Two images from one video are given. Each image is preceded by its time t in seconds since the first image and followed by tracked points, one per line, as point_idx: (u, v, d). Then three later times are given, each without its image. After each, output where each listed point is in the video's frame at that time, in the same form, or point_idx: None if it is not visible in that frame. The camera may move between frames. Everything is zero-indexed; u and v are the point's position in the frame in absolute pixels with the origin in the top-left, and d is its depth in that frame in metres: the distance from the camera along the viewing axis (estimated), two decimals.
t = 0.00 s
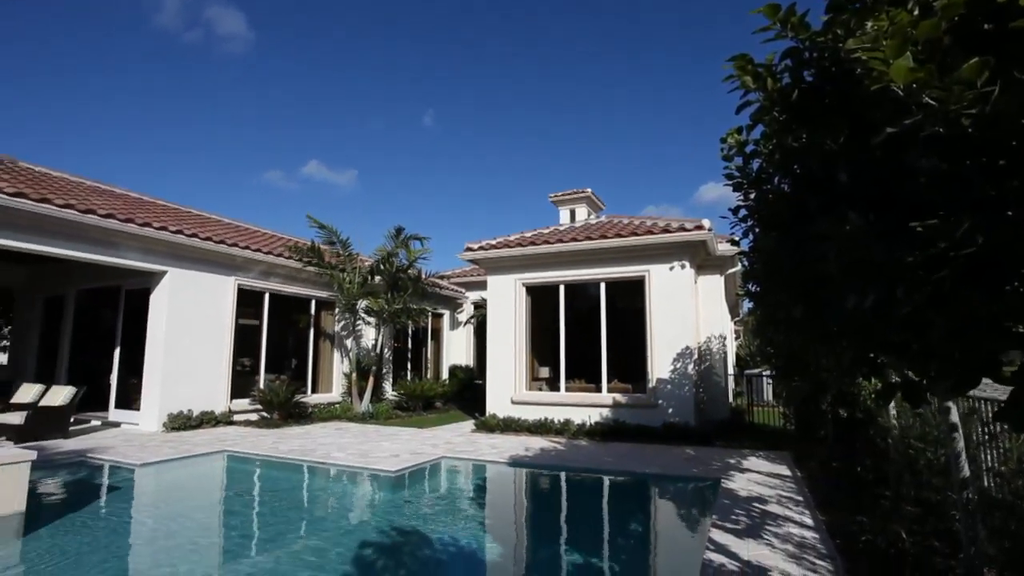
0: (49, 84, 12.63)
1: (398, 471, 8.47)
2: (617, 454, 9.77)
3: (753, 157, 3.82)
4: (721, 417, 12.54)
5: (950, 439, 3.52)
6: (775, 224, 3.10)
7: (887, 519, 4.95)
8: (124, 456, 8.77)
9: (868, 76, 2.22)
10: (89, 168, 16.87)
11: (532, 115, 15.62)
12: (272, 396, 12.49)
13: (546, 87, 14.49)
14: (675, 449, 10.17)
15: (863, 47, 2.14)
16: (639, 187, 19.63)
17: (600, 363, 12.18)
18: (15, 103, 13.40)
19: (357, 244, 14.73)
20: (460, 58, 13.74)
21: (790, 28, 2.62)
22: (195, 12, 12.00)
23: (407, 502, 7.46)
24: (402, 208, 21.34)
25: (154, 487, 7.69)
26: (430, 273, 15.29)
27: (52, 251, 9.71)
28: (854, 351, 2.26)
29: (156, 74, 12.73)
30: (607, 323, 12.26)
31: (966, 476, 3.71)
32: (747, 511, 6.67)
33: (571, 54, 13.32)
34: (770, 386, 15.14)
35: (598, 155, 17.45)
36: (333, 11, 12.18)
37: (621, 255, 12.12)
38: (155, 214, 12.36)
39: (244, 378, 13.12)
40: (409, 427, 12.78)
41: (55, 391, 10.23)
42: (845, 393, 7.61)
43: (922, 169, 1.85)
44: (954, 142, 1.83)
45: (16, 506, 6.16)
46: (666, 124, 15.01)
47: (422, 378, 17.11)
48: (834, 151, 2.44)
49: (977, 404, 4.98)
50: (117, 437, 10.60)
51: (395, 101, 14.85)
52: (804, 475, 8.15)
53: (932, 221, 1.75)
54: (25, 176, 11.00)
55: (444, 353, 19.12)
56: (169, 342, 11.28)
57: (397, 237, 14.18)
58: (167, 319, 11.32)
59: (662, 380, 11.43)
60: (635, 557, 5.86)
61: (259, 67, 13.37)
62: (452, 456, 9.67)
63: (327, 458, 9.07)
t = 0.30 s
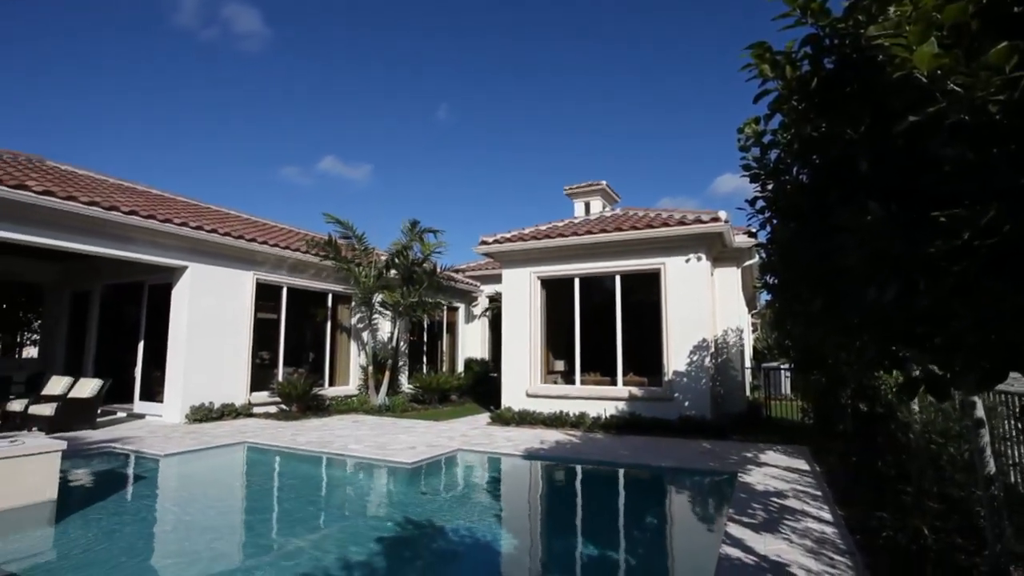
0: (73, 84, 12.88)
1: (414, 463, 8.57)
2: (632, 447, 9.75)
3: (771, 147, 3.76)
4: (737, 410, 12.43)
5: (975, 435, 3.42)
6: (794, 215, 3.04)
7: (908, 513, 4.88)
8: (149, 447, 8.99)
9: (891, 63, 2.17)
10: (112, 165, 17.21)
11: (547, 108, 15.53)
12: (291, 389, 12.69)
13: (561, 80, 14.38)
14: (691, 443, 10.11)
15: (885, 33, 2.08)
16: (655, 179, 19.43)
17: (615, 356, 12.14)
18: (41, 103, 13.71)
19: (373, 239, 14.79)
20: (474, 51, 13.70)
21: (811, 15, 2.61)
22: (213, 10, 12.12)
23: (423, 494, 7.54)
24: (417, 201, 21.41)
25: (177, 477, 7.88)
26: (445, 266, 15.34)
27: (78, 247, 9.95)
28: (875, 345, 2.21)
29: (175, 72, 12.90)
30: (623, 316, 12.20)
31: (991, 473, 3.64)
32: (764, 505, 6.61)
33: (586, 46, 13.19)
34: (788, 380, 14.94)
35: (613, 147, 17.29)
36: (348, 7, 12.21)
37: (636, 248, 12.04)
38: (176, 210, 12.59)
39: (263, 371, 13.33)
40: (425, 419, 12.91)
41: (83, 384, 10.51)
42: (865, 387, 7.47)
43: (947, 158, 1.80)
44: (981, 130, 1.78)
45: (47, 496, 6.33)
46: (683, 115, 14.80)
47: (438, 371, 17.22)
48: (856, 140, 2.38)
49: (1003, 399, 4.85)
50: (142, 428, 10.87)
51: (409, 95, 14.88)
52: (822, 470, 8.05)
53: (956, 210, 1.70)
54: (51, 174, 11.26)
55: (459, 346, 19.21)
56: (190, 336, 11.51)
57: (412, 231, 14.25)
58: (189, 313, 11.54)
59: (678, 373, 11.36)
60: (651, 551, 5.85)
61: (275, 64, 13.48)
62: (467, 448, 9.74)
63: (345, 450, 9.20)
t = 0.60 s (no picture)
0: (95, 83, 13.11)
1: (429, 456, 8.65)
2: (647, 441, 9.72)
3: (788, 138, 3.69)
4: (755, 403, 12.31)
5: (999, 431, 3.31)
6: (813, 207, 2.98)
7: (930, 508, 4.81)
8: (172, 438, 9.19)
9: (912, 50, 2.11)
10: (134, 162, 17.53)
11: (561, 100, 15.40)
12: (309, 382, 12.88)
13: (576, 73, 14.25)
14: (707, 436, 10.05)
15: (906, 20, 2.03)
16: (671, 171, 19.22)
17: (631, 349, 12.08)
18: (64, 103, 13.99)
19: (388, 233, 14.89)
20: (488, 44, 13.63)
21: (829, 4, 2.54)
22: (229, 8, 12.20)
23: (439, 486, 7.62)
24: (432, 195, 21.46)
25: (199, 467, 8.06)
26: (460, 260, 15.38)
27: (102, 243, 10.16)
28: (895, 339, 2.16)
29: (193, 70, 13.06)
30: (638, 309, 12.13)
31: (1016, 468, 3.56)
32: (782, 499, 6.55)
33: (601, 37, 13.02)
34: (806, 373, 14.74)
35: (629, 139, 17.12)
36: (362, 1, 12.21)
37: (652, 240, 11.94)
38: (196, 206, 12.80)
39: (281, 364, 13.53)
40: (441, 412, 13.01)
41: (107, 376, 10.77)
42: (885, 381, 7.35)
43: (971, 147, 1.75)
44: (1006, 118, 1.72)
45: (76, 484, 6.59)
46: (700, 106, 14.58)
47: (453, 364, 17.32)
48: (877, 130, 2.32)
49: None
50: (165, 419, 11.13)
51: (424, 89, 14.87)
52: (841, 464, 7.95)
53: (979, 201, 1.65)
54: (75, 171, 11.50)
55: (475, 339, 19.28)
56: (210, 329, 11.71)
57: (427, 225, 14.29)
58: (209, 307, 11.74)
59: (695, 366, 11.28)
60: (667, 543, 5.85)
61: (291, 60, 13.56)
62: (483, 441, 9.80)
63: (362, 443, 9.31)
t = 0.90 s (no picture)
0: (116, 82, 13.31)
1: (445, 448, 8.72)
2: (663, 435, 9.68)
3: (807, 128, 3.65)
4: (771, 398, 12.21)
5: None
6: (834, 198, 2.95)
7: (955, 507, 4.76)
8: (194, 429, 9.39)
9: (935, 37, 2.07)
10: (155, 159, 17.82)
11: (577, 92, 15.27)
12: (326, 374, 13.05)
13: (591, 65, 14.10)
14: (723, 430, 9.98)
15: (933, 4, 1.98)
16: (688, 164, 19.00)
17: (646, 343, 12.01)
18: (87, 102, 14.25)
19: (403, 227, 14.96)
20: (504, 37, 13.55)
21: None
22: (246, 5, 12.28)
23: (455, 477, 7.68)
24: (446, 188, 21.49)
25: (220, 458, 8.22)
26: (475, 253, 15.40)
27: (125, 238, 10.37)
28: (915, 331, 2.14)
29: (212, 67, 13.20)
30: (653, 302, 12.04)
31: None
32: (799, 495, 6.48)
33: (617, 28, 12.85)
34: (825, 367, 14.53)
35: (645, 132, 16.94)
36: None
37: (667, 233, 11.84)
38: (215, 201, 12.99)
39: (299, 357, 13.71)
40: (456, 405, 13.10)
41: (132, 368, 11.02)
42: (906, 376, 7.20)
43: (997, 136, 1.73)
44: None
45: (103, 472, 6.79)
46: (717, 97, 14.34)
47: (468, 358, 17.40)
48: (899, 119, 2.27)
49: None
50: (187, 410, 11.36)
51: (438, 82, 14.86)
52: (860, 460, 7.84)
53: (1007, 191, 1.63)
54: (99, 168, 11.74)
55: (489, 333, 19.35)
56: (230, 322, 11.91)
57: (441, 220, 14.33)
58: (229, 300, 11.93)
59: (711, 360, 11.19)
60: (682, 538, 5.83)
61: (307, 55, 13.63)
62: (498, 434, 9.86)
63: (378, 434, 9.42)
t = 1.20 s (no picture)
0: (136, 81, 13.51)
1: (460, 440, 8.79)
2: (678, 428, 9.64)
3: (827, 119, 3.57)
4: (788, 391, 12.09)
5: None
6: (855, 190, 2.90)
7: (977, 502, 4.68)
8: (215, 420, 9.59)
9: (963, 23, 2.03)
10: (175, 155, 18.11)
11: (592, 84, 15.12)
12: (342, 366, 13.20)
13: (606, 57, 13.96)
14: (739, 424, 9.91)
15: None
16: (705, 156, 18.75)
17: (661, 336, 11.94)
18: (109, 100, 14.50)
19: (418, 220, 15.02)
20: (517, 29, 13.45)
21: None
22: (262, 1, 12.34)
23: (469, 470, 7.74)
24: (461, 180, 21.52)
25: (240, 448, 8.38)
26: (489, 246, 15.42)
27: (146, 232, 10.57)
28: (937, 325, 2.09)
29: (229, 63, 13.33)
30: (669, 296, 11.96)
31: None
32: (816, 489, 6.42)
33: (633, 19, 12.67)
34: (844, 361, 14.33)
35: (661, 124, 16.74)
36: None
37: (683, 225, 11.73)
38: (233, 196, 13.17)
39: (315, 349, 13.89)
40: (472, 397, 13.18)
41: (154, 360, 11.27)
42: (928, 370, 7.06)
43: None
44: None
45: (129, 461, 6.97)
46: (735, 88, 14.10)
47: (483, 350, 17.47)
48: (922, 108, 2.23)
49: None
50: (208, 401, 11.59)
51: (453, 75, 14.83)
52: (879, 455, 7.74)
53: None
54: (121, 164, 11.96)
55: (504, 325, 19.40)
56: (248, 314, 12.10)
57: (456, 213, 14.37)
58: (247, 293, 12.12)
59: (727, 354, 11.09)
60: (697, 531, 5.83)
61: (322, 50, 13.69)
62: (512, 426, 9.90)
63: (394, 426, 9.52)
